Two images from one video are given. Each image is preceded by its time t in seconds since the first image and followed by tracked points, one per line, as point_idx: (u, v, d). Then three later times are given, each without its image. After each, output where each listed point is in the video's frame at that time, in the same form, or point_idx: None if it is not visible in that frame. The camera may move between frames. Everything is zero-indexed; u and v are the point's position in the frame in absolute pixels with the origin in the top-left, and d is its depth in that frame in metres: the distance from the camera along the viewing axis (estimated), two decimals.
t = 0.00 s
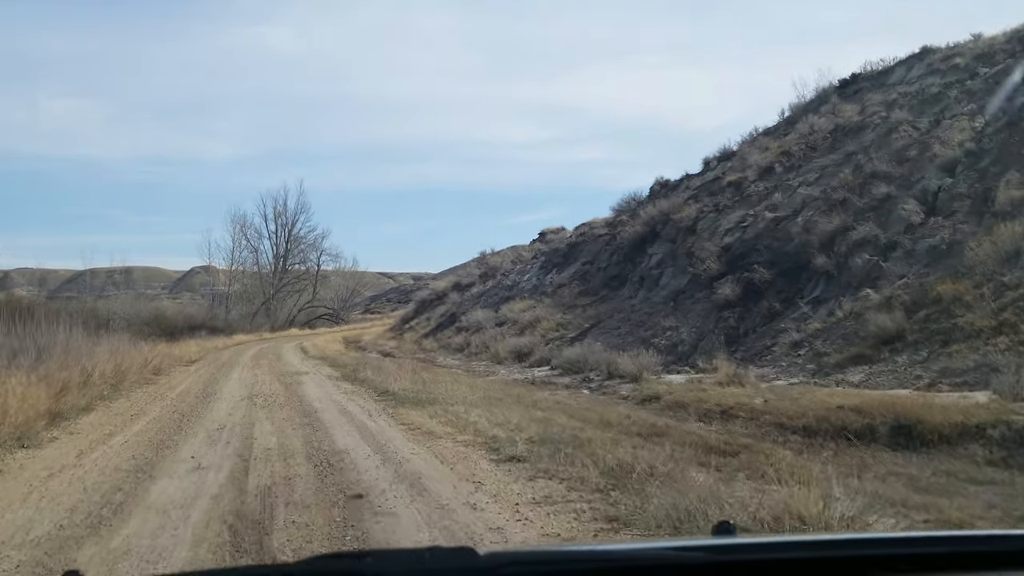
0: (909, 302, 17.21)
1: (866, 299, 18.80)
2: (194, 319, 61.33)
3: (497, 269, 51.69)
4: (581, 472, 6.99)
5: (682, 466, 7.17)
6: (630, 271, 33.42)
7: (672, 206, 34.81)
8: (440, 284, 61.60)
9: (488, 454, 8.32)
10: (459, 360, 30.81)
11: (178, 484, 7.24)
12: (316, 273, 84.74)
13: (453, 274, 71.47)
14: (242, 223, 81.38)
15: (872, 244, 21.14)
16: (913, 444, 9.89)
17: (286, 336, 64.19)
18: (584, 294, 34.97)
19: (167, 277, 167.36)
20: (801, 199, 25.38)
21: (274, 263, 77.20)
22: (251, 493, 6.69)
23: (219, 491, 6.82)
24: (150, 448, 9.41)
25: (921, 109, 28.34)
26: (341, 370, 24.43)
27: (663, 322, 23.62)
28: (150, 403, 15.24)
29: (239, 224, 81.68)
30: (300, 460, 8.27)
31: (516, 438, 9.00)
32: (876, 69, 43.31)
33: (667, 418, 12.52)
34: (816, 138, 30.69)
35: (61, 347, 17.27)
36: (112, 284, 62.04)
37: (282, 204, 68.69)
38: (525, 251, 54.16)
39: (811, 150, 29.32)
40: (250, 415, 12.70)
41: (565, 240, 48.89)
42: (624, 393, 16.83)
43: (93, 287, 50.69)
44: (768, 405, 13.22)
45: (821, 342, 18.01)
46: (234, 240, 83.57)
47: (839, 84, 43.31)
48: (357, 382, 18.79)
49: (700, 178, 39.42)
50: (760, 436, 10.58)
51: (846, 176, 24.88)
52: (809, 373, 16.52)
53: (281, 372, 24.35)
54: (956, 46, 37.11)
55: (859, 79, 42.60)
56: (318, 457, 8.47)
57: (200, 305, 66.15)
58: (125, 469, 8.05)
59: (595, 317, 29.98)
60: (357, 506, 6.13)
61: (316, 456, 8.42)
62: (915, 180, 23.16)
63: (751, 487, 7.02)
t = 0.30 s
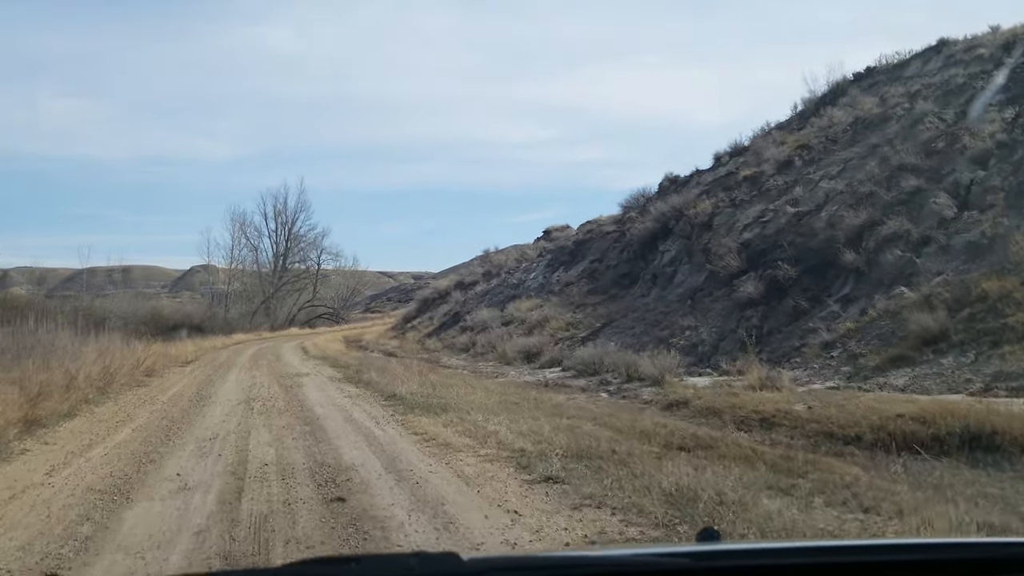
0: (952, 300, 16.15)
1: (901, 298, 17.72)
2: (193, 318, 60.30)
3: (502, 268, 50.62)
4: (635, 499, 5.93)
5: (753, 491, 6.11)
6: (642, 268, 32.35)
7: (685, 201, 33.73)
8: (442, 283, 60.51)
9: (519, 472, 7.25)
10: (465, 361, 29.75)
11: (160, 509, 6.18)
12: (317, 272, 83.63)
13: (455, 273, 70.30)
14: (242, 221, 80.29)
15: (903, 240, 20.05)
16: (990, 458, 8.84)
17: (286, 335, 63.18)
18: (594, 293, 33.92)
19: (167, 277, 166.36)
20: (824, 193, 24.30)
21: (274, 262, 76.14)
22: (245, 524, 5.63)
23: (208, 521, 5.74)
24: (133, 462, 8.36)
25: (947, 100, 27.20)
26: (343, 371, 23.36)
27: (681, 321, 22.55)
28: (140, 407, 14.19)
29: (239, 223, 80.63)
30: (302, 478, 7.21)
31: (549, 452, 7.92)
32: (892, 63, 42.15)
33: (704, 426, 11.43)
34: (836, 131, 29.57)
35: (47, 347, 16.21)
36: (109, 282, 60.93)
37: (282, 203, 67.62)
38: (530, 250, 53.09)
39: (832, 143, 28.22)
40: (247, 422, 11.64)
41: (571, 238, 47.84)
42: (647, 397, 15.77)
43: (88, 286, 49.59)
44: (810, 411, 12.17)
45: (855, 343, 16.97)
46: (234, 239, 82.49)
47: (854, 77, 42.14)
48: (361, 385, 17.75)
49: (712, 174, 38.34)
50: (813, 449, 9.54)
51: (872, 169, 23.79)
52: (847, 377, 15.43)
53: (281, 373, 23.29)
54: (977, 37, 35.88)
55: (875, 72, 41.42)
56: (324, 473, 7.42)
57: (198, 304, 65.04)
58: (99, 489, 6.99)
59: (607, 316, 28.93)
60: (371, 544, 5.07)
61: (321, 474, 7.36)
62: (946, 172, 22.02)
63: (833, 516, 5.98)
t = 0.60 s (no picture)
0: (1001, 299, 15.06)
1: (942, 298, 16.62)
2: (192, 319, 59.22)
3: (507, 267, 49.51)
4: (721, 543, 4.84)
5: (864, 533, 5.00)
6: (655, 267, 31.28)
7: (699, 198, 32.63)
8: (445, 283, 59.38)
9: (564, 502, 6.12)
10: (473, 363, 28.67)
11: (137, 551, 5.11)
12: (317, 272, 82.49)
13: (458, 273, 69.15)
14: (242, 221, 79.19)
15: (939, 236, 18.95)
16: None
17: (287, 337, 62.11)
18: (604, 293, 32.85)
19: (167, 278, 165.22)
20: (850, 188, 23.19)
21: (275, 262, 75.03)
22: None
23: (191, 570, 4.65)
24: (113, 483, 7.29)
25: (975, 91, 26.03)
26: (346, 374, 22.32)
27: (701, 322, 21.47)
28: (128, 415, 13.12)
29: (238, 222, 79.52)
30: (307, 507, 6.14)
31: (594, 477, 6.81)
32: (908, 56, 40.96)
33: (749, 437, 10.34)
34: (858, 124, 28.45)
35: (30, 351, 15.11)
36: (107, 282, 59.91)
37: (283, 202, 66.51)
38: (536, 249, 51.96)
39: (855, 137, 27.10)
40: (244, 432, 10.56)
41: (578, 236, 46.73)
42: (674, 404, 14.69)
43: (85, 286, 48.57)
44: (862, 420, 11.10)
45: (894, 345, 15.90)
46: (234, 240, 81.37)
47: (869, 71, 40.95)
48: (367, 389, 16.66)
49: (725, 171, 37.22)
50: (880, 465, 8.45)
51: (901, 162, 22.66)
52: (890, 383, 14.33)
53: (282, 377, 22.22)
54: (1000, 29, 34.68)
55: (891, 65, 40.21)
56: (332, 501, 6.34)
57: (197, 305, 63.97)
58: (67, 521, 5.92)
59: (620, 316, 27.85)
60: None
61: (329, 503, 6.29)
62: (980, 165, 20.79)
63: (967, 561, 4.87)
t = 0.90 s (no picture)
0: None
1: (988, 296, 15.52)
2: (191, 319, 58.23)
3: (512, 266, 48.47)
4: None
5: None
6: (668, 265, 30.22)
7: (714, 193, 31.54)
8: (447, 283, 58.34)
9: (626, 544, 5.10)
10: (481, 365, 27.59)
11: None
12: (318, 272, 81.46)
13: (460, 272, 68.08)
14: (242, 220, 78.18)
15: (979, 230, 17.85)
16: None
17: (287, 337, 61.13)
18: (616, 291, 31.80)
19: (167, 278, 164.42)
20: (879, 181, 22.08)
21: (274, 261, 74.05)
22: None
23: None
24: (84, 511, 6.19)
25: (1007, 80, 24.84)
26: (351, 376, 21.29)
27: (725, 322, 20.41)
28: (115, 422, 12.02)
29: (238, 221, 78.52)
30: (316, 548, 5.06)
31: (657, 507, 5.74)
32: (926, 48, 39.76)
33: (807, 449, 9.27)
34: (882, 116, 27.33)
35: (13, 354, 14.03)
36: (105, 282, 58.95)
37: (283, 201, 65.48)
38: (541, 247, 50.89)
39: (880, 129, 25.99)
40: (241, 444, 9.45)
41: (585, 234, 45.64)
42: (707, 411, 13.62)
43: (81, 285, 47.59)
44: (925, 431, 10.01)
45: (940, 347, 14.80)
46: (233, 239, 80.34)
47: (886, 64, 39.77)
48: (373, 393, 15.57)
49: (739, 167, 36.10)
50: (968, 487, 7.37)
51: (933, 154, 21.53)
52: (941, 387, 13.26)
53: (283, 378, 21.19)
54: None
55: (909, 57, 39.00)
56: (347, 540, 5.26)
57: (196, 304, 62.96)
58: (23, 565, 4.82)
59: (634, 315, 26.78)
60: None
61: (341, 542, 5.19)
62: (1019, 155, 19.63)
63: None
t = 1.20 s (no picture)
0: None
1: None
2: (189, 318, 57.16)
3: (518, 265, 47.34)
4: None
5: None
6: (683, 262, 29.08)
7: (731, 188, 30.41)
8: (451, 282, 57.18)
9: None
10: (490, 366, 26.48)
11: None
12: (318, 271, 80.32)
13: (463, 271, 66.90)
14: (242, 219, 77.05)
15: None
16: None
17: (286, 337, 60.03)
18: (628, 290, 30.70)
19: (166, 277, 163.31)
20: (912, 173, 20.94)
21: (274, 261, 72.94)
22: None
23: None
24: (45, 552, 5.06)
25: None
26: (355, 379, 20.15)
27: (752, 322, 19.29)
28: (99, 431, 10.89)
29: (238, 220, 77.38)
30: None
31: (750, 553, 4.63)
32: (945, 40, 38.57)
33: (881, 467, 8.12)
34: (909, 107, 26.19)
35: None
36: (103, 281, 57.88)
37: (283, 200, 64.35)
38: (547, 246, 49.76)
39: (908, 120, 24.85)
40: (237, 459, 8.34)
41: (593, 232, 44.51)
42: (746, 419, 12.49)
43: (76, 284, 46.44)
44: (1006, 444, 8.90)
45: (994, 348, 13.67)
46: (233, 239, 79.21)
47: (904, 57, 38.59)
48: (381, 398, 14.46)
49: (753, 162, 34.95)
50: None
51: (970, 144, 20.38)
52: (1002, 392, 12.14)
53: (283, 382, 20.04)
54: None
55: (928, 49, 37.81)
56: None
57: (195, 304, 61.93)
58: None
59: (650, 315, 25.65)
60: None
61: None
62: None
63: None
